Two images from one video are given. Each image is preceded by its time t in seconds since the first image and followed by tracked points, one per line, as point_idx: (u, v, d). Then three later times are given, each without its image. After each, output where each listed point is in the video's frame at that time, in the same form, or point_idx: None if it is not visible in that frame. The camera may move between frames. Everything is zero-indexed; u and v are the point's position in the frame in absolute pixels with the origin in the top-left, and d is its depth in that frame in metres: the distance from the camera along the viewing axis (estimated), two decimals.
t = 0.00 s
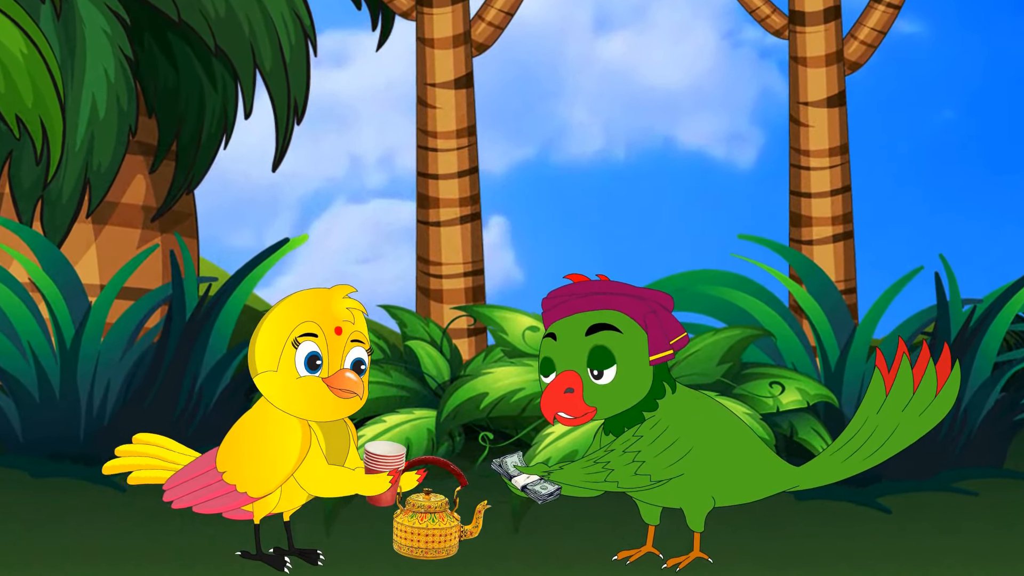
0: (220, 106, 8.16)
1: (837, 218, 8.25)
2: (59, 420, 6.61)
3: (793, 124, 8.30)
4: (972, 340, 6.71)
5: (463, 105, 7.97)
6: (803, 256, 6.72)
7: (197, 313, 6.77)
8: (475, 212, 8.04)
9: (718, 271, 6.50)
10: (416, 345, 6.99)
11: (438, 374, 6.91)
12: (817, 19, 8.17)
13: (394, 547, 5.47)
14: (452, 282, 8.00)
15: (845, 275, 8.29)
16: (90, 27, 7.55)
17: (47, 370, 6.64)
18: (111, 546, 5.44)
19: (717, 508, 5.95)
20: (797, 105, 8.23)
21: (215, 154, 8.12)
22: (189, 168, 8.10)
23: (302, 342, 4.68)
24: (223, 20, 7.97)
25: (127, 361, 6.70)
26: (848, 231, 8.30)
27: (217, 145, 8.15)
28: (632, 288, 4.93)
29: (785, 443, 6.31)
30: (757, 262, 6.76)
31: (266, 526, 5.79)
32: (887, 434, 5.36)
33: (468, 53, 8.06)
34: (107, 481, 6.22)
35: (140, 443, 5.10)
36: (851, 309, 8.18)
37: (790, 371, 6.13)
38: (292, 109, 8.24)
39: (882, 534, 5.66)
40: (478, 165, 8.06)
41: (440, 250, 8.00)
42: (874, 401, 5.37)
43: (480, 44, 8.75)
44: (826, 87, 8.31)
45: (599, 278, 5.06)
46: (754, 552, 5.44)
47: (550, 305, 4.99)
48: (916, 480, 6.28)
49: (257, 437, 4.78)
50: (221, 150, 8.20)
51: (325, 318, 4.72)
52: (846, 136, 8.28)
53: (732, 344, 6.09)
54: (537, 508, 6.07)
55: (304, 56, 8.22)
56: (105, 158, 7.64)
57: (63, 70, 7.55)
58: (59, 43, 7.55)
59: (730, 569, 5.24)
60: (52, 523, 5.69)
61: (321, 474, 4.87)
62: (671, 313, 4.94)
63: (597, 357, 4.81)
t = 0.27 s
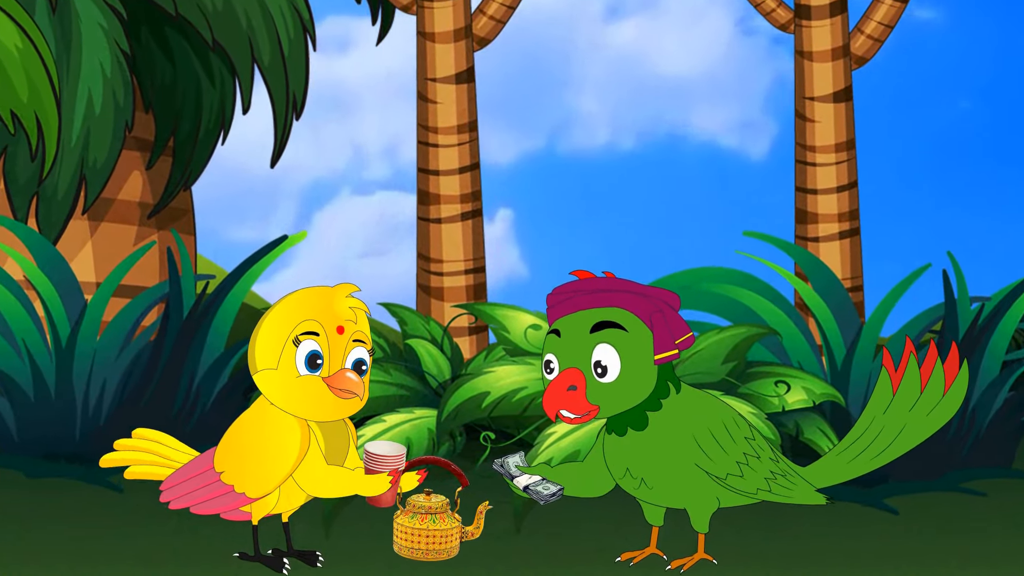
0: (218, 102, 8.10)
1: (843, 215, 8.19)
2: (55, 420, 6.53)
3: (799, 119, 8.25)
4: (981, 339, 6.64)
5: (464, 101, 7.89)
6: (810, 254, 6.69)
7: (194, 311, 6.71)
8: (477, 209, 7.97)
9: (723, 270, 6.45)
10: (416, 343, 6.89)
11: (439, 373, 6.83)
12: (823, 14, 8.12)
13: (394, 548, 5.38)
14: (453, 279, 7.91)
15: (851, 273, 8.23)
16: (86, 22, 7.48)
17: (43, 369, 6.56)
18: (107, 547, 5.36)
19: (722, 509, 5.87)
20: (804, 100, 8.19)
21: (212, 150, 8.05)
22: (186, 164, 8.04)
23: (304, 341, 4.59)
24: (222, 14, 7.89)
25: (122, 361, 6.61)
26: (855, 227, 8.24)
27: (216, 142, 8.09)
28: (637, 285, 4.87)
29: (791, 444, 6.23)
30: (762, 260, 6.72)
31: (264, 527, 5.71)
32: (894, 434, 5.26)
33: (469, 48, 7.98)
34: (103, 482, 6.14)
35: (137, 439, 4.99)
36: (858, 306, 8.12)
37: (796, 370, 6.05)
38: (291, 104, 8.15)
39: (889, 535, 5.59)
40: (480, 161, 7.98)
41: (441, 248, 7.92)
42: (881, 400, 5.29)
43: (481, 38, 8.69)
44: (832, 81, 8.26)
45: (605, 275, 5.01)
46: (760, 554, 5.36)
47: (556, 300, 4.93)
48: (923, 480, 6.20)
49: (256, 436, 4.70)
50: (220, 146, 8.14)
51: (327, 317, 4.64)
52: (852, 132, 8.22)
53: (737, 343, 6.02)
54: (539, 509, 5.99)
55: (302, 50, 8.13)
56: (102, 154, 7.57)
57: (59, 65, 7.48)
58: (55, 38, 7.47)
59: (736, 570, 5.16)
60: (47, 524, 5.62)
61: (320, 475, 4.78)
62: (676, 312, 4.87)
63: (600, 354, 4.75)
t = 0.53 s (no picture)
0: (215, 97, 7.99)
1: (849, 212, 8.12)
2: (51, 420, 6.46)
3: (806, 115, 8.18)
4: (990, 337, 6.57)
5: (465, 96, 7.82)
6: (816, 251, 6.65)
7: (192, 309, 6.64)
8: (478, 206, 7.90)
9: (727, 267, 6.41)
10: (417, 340, 6.78)
11: (440, 372, 6.73)
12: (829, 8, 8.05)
13: (394, 549, 5.31)
14: (453, 277, 7.84)
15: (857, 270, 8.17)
16: (82, 15, 7.43)
17: (38, 369, 6.48)
18: (103, 548, 5.29)
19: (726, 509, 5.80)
20: (810, 96, 8.12)
21: (209, 146, 7.91)
22: (183, 160, 7.93)
23: (302, 339, 4.52)
24: (219, 8, 7.83)
25: (119, 361, 6.54)
26: (861, 224, 8.18)
27: (213, 137, 7.94)
28: (642, 284, 4.78)
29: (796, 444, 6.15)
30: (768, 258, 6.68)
31: (262, 528, 5.63)
32: (901, 434, 5.18)
33: (471, 42, 7.90)
34: (98, 482, 6.07)
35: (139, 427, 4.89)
36: (865, 304, 8.06)
37: (801, 369, 5.97)
38: (288, 97, 8.03)
39: (896, 536, 5.51)
40: (481, 157, 7.91)
41: (442, 245, 7.85)
42: (888, 400, 5.20)
43: (482, 32, 8.62)
44: (839, 76, 8.18)
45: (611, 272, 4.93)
46: (766, 555, 5.29)
47: (561, 296, 4.85)
48: (930, 480, 6.13)
49: (254, 436, 4.62)
50: (216, 142, 7.98)
51: (326, 315, 4.57)
52: (859, 128, 8.16)
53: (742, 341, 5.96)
54: (541, 510, 5.91)
55: (301, 44, 8.01)
56: (98, 148, 7.51)
57: (55, 59, 7.43)
58: (51, 32, 7.42)
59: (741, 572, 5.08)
60: (42, 525, 5.55)
61: (319, 474, 4.71)
62: (683, 311, 4.78)
63: (605, 351, 4.68)
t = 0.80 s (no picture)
0: (213, 91, 7.88)
1: (856, 208, 8.06)
2: (47, 419, 6.39)
3: (811, 110, 8.11)
4: (998, 336, 6.52)
5: (467, 91, 7.74)
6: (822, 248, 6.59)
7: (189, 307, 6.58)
8: (479, 202, 7.83)
9: (731, 264, 6.37)
10: (418, 338, 6.69)
11: (440, 370, 6.66)
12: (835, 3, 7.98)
13: (394, 550, 5.23)
14: (455, 274, 7.77)
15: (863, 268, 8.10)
16: (78, 9, 7.35)
17: (33, 367, 6.41)
18: (99, 549, 5.21)
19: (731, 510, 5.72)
20: (816, 91, 8.05)
21: (207, 142, 7.81)
22: (181, 157, 7.83)
23: (299, 338, 4.44)
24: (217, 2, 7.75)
25: (115, 360, 6.48)
26: (867, 222, 8.11)
27: (210, 132, 7.83)
28: (645, 281, 4.70)
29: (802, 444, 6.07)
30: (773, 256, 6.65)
31: (261, 528, 5.56)
32: (909, 434, 5.10)
33: (472, 37, 7.82)
34: (94, 482, 5.99)
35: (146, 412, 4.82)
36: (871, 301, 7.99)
37: (807, 368, 5.90)
38: (288, 93, 7.95)
39: (904, 537, 5.43)
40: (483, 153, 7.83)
41: (443, 242, 7.78)
42: (895, 399, 5.13)
43: (484, 28, 8.55)
44: (845, 72, 8.11)
45: (616, 270, 4.84)
46: (772, 557, 5.21)
47: (564, 293, 4.78)
48: (937, 480, 6.05)
49: (251, 436, 4.54)
50: (213, 137, 7.89)
51: (323, 313, 4.49)
52: (865, 123, 8.09)
53: (747, 340, 5.88)
54: (543, 510, 5.84)
55: (300, 39, 7.93)
56: (93, 145, 7.44)
57: (50, 54, 7.36)
58: (46, 26, 7.35)
59: (746, 574, 4.99)
60: (37, 526, 5.47)
61: (318, 474, 4.63)
62: (688, 309, 4.70)
63: (608, 349, 4.61)
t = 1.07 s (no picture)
0: (210, 86, 7.80)
1: (862, 205, 7.99)
2: (43, 418, 6.32)
3: (817, 106, 8.05)
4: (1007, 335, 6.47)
5: (468, 86, 7.67)
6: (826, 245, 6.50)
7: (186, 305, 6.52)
8: (481, 199, 7.76)
9: (737, 261, 6.32)
10: (419, 337, 6.61)
11: (441, 369, 6.60)
12: None
13: (394, 552, 5.16)
14: (456, 271, 7.69)
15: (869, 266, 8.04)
16: (74, 4, 7.28)
17: (28, 366, 6.35)
18: (95, 550, 5.14)
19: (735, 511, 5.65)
20: (822, 86, 7.98)
21: (205, 137, 7.75)
22: (177, 152, 7.77)
23: (295, 336, 4.37)
24: None
25: (111, 358, 6.43)
26: (874, 218, 8.04)
27: (209, 128, 7.79)
28: (646, 278, 4.62)
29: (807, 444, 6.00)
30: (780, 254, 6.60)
31: (258, 529, 5.49)
32: (916, 434, 5.02)
33: (474, 31, 7.75)
34: (90, 482, 5.91)
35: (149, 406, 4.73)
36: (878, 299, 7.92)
37: (812, 367, 5.84)
38: (287, 88, 7.86)
39: (911, 538, 5.35)
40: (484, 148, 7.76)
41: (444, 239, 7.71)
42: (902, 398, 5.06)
43: (485, 22, 8.47)
44: (851, 67, 8.04)
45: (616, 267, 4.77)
46: (777, 559, 5.13)
47: (564, 293, 4.70)
48: (944, 481, 5.98)
49: (249, 436, 4.47)
50: (211, 133, 7.83)
51: (319, 310, 4.42)
52: (872, 119, 8.02)
53: (751, 339, 5.82)
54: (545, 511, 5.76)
55: (299, 34, 7.83)
56: (89, 140, 7.38)
57: (45, 48, 7.27)
58: (41, 20, 7.26)
59: None
60: (32, 526, 5.39)
61: (316, 475, 4.55)
62: (690, 306, 4.63)
63: (610, 348, 4.53)
